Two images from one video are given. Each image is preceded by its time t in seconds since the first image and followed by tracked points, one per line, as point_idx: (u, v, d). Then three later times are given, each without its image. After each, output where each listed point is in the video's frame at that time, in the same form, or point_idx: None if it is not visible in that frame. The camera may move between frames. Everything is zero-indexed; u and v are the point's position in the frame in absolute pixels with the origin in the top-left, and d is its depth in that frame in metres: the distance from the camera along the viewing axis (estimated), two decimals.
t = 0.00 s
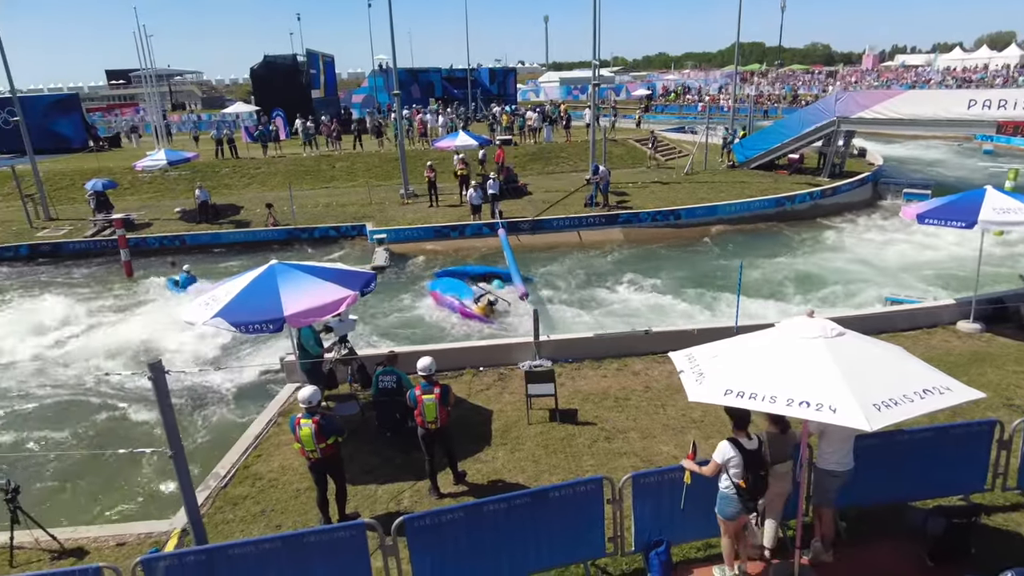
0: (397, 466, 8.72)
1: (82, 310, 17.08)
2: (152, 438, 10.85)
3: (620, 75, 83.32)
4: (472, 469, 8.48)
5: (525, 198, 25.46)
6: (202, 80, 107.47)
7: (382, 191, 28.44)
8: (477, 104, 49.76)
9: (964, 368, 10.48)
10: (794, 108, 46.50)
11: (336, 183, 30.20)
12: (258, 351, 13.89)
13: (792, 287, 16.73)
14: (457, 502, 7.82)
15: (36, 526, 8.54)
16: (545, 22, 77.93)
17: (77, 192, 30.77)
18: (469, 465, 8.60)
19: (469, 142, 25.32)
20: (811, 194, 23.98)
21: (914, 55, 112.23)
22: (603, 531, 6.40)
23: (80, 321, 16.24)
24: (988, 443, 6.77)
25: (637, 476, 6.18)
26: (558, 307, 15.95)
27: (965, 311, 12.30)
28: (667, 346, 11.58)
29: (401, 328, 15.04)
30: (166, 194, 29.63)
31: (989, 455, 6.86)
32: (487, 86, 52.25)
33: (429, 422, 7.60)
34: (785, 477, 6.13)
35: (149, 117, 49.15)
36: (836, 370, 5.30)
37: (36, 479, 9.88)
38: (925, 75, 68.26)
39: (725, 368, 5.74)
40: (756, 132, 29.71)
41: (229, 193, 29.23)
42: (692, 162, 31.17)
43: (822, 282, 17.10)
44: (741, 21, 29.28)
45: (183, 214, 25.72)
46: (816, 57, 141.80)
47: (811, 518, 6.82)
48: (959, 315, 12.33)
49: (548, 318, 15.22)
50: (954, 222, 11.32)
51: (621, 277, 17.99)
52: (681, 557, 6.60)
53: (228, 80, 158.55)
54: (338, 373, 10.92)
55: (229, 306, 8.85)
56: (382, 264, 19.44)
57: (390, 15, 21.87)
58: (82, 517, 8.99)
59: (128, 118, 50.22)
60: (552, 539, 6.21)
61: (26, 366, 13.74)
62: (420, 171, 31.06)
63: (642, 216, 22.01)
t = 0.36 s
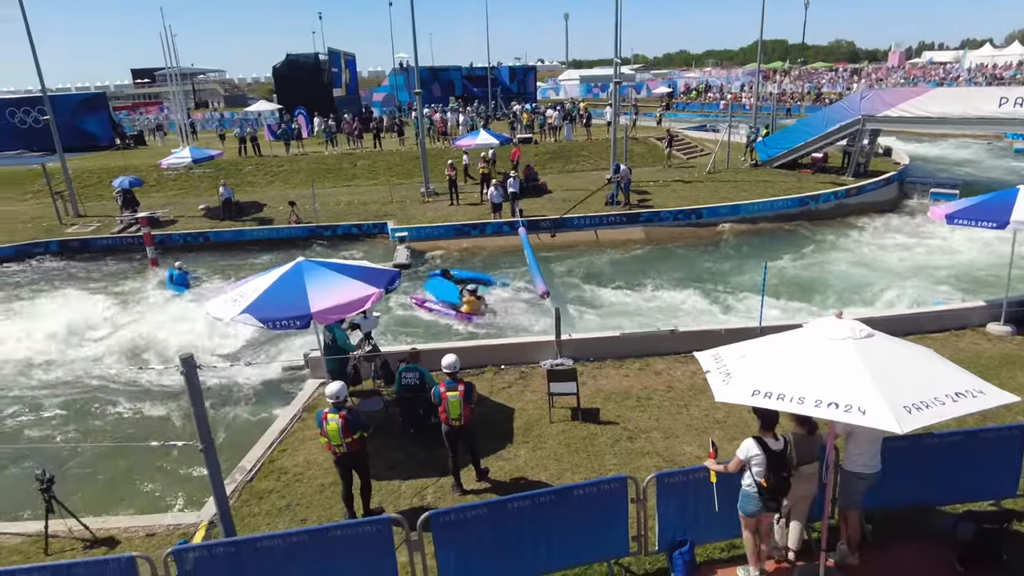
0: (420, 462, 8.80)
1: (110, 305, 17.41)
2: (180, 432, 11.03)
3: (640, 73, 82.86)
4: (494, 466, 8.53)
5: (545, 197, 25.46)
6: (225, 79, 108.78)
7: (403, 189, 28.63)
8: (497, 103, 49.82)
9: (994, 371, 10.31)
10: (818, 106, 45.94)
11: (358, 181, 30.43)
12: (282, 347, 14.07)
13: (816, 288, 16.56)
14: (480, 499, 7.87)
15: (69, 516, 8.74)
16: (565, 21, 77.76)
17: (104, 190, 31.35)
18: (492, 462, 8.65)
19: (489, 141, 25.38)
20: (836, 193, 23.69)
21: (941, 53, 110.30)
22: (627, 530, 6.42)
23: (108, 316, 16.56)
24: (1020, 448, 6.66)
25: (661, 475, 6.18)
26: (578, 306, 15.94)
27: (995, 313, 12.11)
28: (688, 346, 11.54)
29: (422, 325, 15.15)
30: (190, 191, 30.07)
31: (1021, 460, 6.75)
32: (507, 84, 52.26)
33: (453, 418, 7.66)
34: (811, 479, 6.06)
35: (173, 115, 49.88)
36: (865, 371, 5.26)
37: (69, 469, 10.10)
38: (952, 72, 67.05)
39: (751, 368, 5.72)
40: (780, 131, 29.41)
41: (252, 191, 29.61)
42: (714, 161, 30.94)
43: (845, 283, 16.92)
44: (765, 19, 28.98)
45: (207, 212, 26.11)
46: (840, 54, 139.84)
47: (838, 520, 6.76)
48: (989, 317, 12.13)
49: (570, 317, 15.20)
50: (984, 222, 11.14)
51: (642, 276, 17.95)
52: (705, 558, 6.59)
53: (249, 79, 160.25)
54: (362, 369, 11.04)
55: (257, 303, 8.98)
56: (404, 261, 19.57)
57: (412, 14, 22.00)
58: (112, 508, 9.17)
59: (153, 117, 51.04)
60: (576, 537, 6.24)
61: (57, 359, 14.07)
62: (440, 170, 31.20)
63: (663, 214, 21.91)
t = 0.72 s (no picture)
0: (462, 459, 8.92)
1: (164, 300, 18.09)
2: (231, 424, 11.42)
3: (682, 73, 81.85)
4: (535, 465, 8.60)
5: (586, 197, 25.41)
6: (270, 81, 111.50)
7: (444, 189, 28.95)
8: (537, 103, 49.88)
9: None
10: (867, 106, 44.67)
11: (400, 181, 30.90)
12: (327, 342, 14.39)
13: (865, 294, 16.17)
14: (521, 497, 7.95)
15: (128, 501, 9.14)
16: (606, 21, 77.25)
17: (157, 189, 32.52)
18: (532, 461, 8.72)
19: (530, 141, 25.44)
20: (886, 194, 23.03)
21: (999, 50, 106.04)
22: (670, 533, 6.40)
23: (161, 312, 17.18)
24: None
25: (705, 478, 6.15)
26: (618, 308, 15.89)
27: None
28: (732, 350, 11.40)
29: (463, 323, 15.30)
30: (239, 191, 30.97)
31: None
32: (547, 85, 52.25)
33: (496, 416, 7.74)
34: (860, 487, 5.95)
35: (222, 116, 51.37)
36: (919, 377, 5.15)
37: (128, 457, 10.57)
38: (1012, 70, 64.40)
39: (800, 372, 5.66)
40: (828, 131, 28.73)
41: (298, 190, 30.34)
42: (758, 161, 30.41)
43: (895, 288, 16.47)
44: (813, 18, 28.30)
45: (255, 211, 26.86)
46: (891, 52, 135.62)
47: (886, 529, 6.62)
48: None
49: (611, 318, 15.17)
50: None
51: (685, 279, 17.81)
52: (748, 563, 6.52)
53: (296, 81, 164.08)
54: (405, 366, 11.23)
55: (307, 300, 9.24)
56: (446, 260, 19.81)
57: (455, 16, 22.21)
58: (167, 495, 9.53)
59: (203, 118, 52.68)
60: (618, 538, 6.25)
61: (116, 351, 14.69)
62: (481, 171, 31.46)
63: (706, 216, 21.68)
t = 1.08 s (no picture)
0: (526, 457, 8.96)
1: (241, 294, 18.94)
2: (302, 413, 11.86)
3: (752, 70, 79.47)
4: (600, 466, 8.55)
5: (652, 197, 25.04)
6: (340, 83, 114.92)
7: (508, 189, 29.14)
8: (602, 102, 49.45)
9: None
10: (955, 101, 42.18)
11: (465, 181, 31.29)
12: (393, 337, 14.74)
13: (951, 300, 15.27)
14: (585, 497, 7.92)
15: (207, 484, 9.64)
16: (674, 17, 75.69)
17: (234, 188, 34.04)
18: (597, 462, 8.67)
19: (596, 140, 25.26)
20: (975, 195, 21.69)
21: None
22: (740, 540, 6.24)
23: (239, 305, 17.99)
24: None
25: (778, 486, 5.97)
26: (685, 309, 15.61)
27: None
28: (805, 356, 11.01)
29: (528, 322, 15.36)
30: (311, 190, 32.10)
31: None
32: (613, 84, 51.74)
33: (562, 416, 7.73)
34: (948, 504, 5.65)
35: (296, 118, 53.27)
36: (1017, 388, 4.84)
37: (207, 442, 11.13)
38: None
39: (883, 379, 5.40)
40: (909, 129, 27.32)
41: (367, 190, 31.15)
42: (834, 160, 29.21)
43: (985, 295, 15.49)
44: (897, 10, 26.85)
45: (326, 209, 27.76)
46: (982, 44, 127.59)
47: (975, 549, 6.25)
48: None
49: (677, 320, 14.90)
50: None
51: (756, 281, 17.31)
52: None
53: (365, 83, 168.43)
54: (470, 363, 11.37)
55: (379, 296, 9.49)
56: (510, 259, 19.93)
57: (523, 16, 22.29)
58: (242, 480, 10.00)
59: (278, 120, 54.78)
60: (686, 543, 6.15)
61: (196, 341, 15.47)
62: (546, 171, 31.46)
63: (778, 216, 21.00)
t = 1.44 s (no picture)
0: (587, 457, 8.90)
1: (307, 286, 19.55)
2: (364, 404, 12.16)
3: (825, 66, 76.46)
4: (662, 470, 8.41)
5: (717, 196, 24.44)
6: (404, 81, 116.98)
7: (569, 187, 29.02)
8: (666, 100, 48.57)
9: None
10: None
11: (526, 178, 31.34)
12: (453, 333, 14.91)
13: None
14: (646, 501, 7.81)
15: (274, 469, 10.01)
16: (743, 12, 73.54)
17: (302, 183, 35.16)
18: (658, 466, 8.53)
19: (660, 138, 24.82)
20: None
21: None
22: (810, 553, 6.01)
23: (305, 297, 18.58)
24: None
25: (853, 500, 5.72)
26: (750, 313, 15.17)
27: None
28: (880, 365, 10.53)
29: (588, 321, 15.25)
30: (375, 186, 32.82)
31: None
32: (677, 81, 50.75)
33: (625, 417, 7.63)
34: None
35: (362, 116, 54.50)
36: None
37: (275, 428, 11.53)
38: None
39: (973, 393, 5.11)
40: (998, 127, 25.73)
41: (429, 187, 31.63)
42: (913, 160, 27.80)
43: None
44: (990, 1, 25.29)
45: (389, 205, 28.32)
46: None
47: None
48: None
49: (742, 324, 14.50)
50: None
51: (825, 286, 16.66)
52: None
53: (428, 82, 171.11)
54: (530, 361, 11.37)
55: (444, 291, 9.60)
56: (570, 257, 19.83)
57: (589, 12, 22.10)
58: (306, 466, 10.34)
59: (344, 117, 56.25)
60: (753, 554, 5.96)
61: (264, 331, 16.06)
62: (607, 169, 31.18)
63: (852, 218, 20.15)
